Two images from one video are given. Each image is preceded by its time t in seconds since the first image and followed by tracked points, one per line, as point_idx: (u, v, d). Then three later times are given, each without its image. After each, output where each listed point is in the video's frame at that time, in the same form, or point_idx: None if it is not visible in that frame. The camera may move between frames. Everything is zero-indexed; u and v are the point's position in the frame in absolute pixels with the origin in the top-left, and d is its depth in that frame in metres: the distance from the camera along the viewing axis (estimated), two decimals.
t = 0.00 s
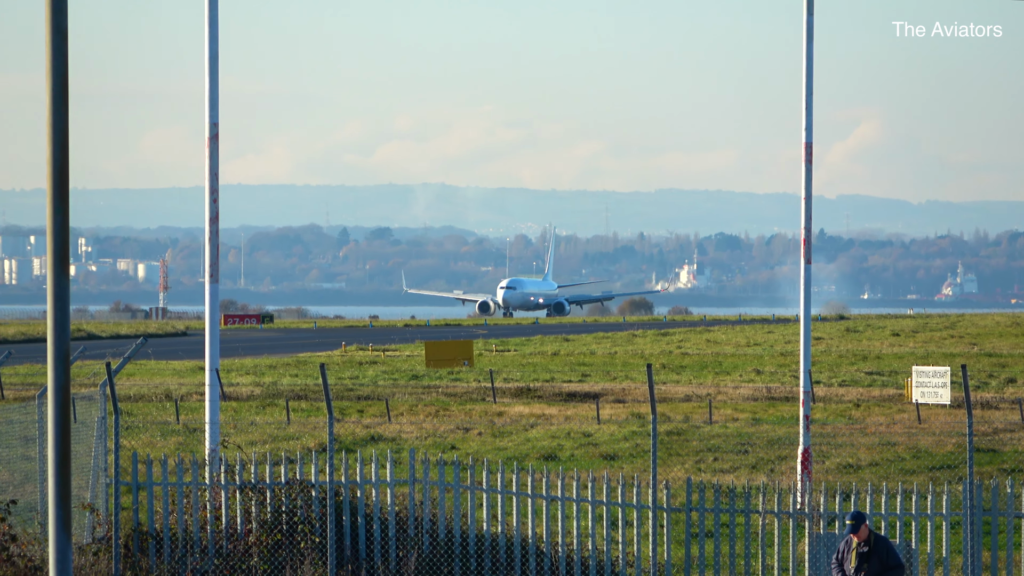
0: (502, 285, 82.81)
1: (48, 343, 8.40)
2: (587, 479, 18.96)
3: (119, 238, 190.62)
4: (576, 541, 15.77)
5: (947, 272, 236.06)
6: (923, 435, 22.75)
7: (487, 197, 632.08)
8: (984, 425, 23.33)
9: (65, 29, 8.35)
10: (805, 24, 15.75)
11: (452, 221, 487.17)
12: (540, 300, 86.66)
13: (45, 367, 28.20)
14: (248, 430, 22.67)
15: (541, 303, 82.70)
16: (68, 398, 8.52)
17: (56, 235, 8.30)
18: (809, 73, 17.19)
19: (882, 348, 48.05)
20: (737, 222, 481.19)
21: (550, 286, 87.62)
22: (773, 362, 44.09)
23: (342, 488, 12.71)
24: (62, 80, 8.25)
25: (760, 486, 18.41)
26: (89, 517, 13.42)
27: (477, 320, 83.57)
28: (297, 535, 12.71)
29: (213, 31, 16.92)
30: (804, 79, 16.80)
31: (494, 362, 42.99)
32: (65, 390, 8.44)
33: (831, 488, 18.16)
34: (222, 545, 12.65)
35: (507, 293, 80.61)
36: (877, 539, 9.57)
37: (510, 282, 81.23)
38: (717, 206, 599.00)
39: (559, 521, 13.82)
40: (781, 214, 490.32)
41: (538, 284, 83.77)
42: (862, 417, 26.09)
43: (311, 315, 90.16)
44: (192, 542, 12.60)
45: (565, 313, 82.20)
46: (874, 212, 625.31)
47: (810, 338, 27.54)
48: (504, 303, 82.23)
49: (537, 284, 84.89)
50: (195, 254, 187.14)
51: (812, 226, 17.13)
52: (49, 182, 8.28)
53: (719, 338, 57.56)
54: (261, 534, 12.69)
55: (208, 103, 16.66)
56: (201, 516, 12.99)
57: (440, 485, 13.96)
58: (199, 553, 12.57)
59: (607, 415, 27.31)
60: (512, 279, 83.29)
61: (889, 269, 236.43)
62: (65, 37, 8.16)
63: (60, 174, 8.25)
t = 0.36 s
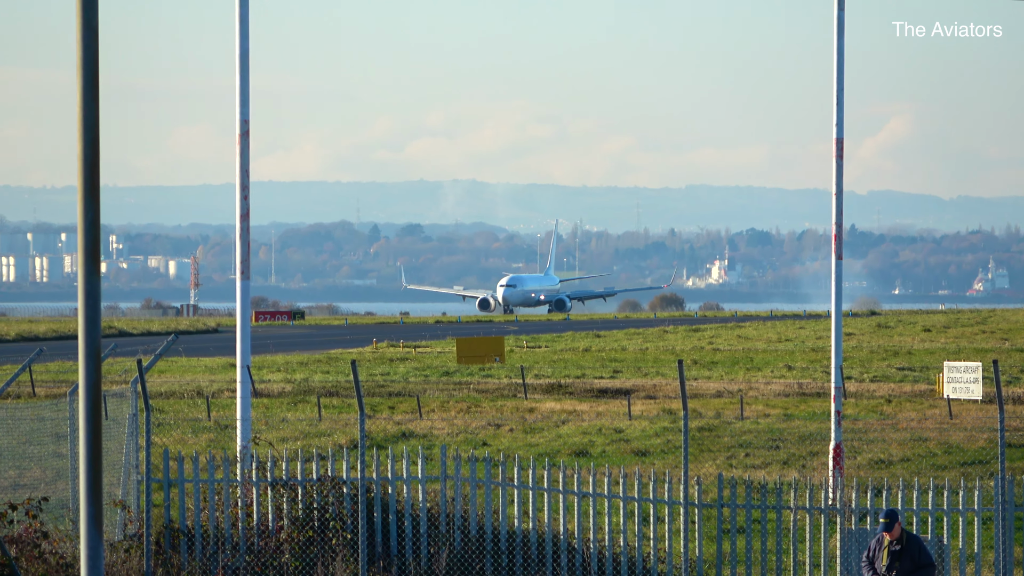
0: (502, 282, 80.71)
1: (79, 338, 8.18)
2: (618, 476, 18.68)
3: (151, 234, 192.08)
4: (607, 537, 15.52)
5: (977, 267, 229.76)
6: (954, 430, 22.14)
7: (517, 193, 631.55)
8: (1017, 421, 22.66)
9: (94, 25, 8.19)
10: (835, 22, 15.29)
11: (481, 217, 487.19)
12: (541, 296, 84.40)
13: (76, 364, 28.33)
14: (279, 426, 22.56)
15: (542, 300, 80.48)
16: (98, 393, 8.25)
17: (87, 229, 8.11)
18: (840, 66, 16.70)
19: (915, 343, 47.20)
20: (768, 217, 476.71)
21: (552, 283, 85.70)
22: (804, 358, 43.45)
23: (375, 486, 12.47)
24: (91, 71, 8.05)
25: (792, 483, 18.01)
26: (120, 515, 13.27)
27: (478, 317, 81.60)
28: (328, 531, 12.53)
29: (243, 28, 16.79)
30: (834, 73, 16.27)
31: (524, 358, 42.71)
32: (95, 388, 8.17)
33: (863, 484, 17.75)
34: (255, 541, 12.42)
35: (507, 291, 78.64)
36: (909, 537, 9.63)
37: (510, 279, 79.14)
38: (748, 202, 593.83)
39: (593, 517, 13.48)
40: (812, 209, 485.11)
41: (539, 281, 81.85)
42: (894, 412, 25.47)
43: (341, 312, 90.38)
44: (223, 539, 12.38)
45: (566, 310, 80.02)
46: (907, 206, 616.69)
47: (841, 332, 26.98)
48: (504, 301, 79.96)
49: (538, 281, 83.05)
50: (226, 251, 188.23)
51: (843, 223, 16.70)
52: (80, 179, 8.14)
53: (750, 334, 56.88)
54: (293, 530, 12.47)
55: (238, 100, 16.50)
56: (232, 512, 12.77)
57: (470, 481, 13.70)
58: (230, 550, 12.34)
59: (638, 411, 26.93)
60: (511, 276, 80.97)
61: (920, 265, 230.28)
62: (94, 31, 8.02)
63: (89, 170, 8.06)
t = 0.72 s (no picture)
0: (502, 280, 78.95)
1: (111, 337, 7.99)
2: (649, 472, 18.37)
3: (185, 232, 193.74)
4: (639, 534, 15.19)
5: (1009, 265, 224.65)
6: (987, 427, 21.48)
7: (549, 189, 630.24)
8: None
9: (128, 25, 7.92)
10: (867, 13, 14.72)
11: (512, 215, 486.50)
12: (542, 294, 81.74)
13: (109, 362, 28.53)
14: (311, 424, 22.41)
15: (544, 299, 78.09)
16: (130, 394, 8.03)
17: (120, 228, 7.84)
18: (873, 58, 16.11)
19: (948, 340, 46.21)
20: (801, 214, 471.49)
21: (554, 280, 83.90)
22: (836, 354, 42.64)
23: (406, 482, 12.26)
24: (124, 72, 7.81)
25: (824, 479, 17.51)
26: (153, 513, 13.13)
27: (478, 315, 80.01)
28: (360, 528, 12.36)
29: (276, 26, 16.62)
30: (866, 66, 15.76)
31: (556, 355, 42.32)
32: (129, 388, 7.95)
33: (894, 480, 17.23)
34: (287, 539, 12.24)
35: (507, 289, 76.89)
36: (946, 532, 9.28)
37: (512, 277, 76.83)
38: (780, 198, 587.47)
39: (623, 515, 13.09)
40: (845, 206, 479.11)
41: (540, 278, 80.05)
42: (926, 409, 24.82)
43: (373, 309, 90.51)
44: (257, 536, 12.19)
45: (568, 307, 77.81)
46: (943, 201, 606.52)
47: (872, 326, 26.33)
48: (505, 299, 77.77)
49: (539, 277, 81.23)
50: (259, 249, 189.27)
51: (876, 218, 16.12)
52: (112, 175, 7.87)
53: (783, 330, 56.02)
54: (326, 527, 12.28)
55: (272, 99, 16.31)
56: (264, 510, 12.58)
57: (502, 478, 13.38)
58: (263, 547, 12.13)
59: (669, 408, 26.51)
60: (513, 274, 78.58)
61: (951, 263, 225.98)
62: (128, 30, 7.71)
63: (123, 166, 7.84)
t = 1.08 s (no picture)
0: (502, 277, 77.58)
1: (145, 335, 8.00)
2: (682, 469, 18.05)
3: (219, 230, 194.92)
4: (670, 531, 14.88)
5: None
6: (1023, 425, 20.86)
7: (580, 186, 627.95)
8: None
9: (160, 24, 7.87)
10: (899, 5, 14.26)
11: (543, 212, 484.79)
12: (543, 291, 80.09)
13: (142, 359, 28.56)
14: (344, 421, 22.29)
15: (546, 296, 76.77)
16: (165, 389, 8.00)
17: (152, 225, 7.88)
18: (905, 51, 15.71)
19: (982, 336, 45.32)
20: (834, 210, 465.78)
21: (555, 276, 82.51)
22: (869, 351, 41.88)
23: (438, 479, 12.01)
24: (156, 73, 7.74)
25: (858, 476, 17.09)
26: (186, 509, 13.00)
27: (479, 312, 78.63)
28: (393, 525, 12.19)
29: (307, 23, 16.42)
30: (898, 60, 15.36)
31: (589, 352, 41.93)
32: (162, 385, 7.93)
33: (929, 476, 16.73)
34: (321, 535, 12.00)
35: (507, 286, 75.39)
36: (978, 532, 8.84)
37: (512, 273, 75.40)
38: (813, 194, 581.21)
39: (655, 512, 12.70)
40: (879, 201, 472.82)
41: (541, 274, 78.48)
42: (959, 405, 24.22)
43: (404, 305, 90.53)
44: (290, 533, 12.01)
45: (570, 305, 76.50)
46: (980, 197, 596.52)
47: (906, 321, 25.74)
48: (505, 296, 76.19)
49: (539, 273, 79.76)
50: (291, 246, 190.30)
51: (910, 215, 15.62)
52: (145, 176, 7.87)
53: (815, 327, 55.15)
54: (359, 525, 12.09)
55: (304, 97, 16.15)
56: (299, 507, 12.40)
57: (535, 476, 13.10)
58: (296, 544, 11.92)
59: (703, 405, 26.09)
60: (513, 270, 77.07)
61: (986, 259, 222.25)
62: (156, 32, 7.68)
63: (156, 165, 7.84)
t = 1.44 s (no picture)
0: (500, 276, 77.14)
1: (175, 333, 7.84)
2: (713, 467, 17.77)
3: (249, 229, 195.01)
4: (700, 529, 14.55)
5: None
6: None
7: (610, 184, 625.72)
8: None
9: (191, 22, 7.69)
10: None
11: (572, 210, 483.29)
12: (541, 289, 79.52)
13: (173, 357, 28.71)
14: (375, 419, 22.10)
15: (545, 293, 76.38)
16: (194, 385, 7.86)
17: (183, 223, 7.74)
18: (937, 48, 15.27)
19: (1014, 334, 44.30)
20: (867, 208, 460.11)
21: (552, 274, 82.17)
22: (900, 349, 41.14)
23: (469, 478, 11.78)
24: (188, 68, 7.61)
25: (889, 474, 16.72)
26: (216, 507, 12.90)
27: (476, 310, 77.91)
28: (424, 524, 12.03)
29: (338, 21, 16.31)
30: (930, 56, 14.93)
31: (619, 350, 41.52)
32: (191, 381, 7.78)
33: (958, 474, 16.29)
34: (350, 534, 11.86)
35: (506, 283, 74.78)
36: (1001, 528, 8.55)
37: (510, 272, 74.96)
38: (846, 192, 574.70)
39: (689, 510, 12.39)
40: (913, 198, 466.48)
41: (540, 272, 77.84)
42: (992, 403, 23.63)
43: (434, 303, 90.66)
44: (320, 531, 11.85)
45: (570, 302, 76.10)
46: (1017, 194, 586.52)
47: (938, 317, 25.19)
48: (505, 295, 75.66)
49: (538, 273, 79.30)
50: (322, 243, 191.00)
51: (939, 213, 15.21)
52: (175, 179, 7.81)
53: (846, 325, 54.28)
54: (389, 523, 11.94)
55: (334, 93, 16.00)
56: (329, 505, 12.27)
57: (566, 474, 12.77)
58: (326, 542, 11.79)
59: (734, 403, 25.67)
60: (511, 267, 76.52)
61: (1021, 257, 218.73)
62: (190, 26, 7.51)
63: (185, 167, 7.73)
